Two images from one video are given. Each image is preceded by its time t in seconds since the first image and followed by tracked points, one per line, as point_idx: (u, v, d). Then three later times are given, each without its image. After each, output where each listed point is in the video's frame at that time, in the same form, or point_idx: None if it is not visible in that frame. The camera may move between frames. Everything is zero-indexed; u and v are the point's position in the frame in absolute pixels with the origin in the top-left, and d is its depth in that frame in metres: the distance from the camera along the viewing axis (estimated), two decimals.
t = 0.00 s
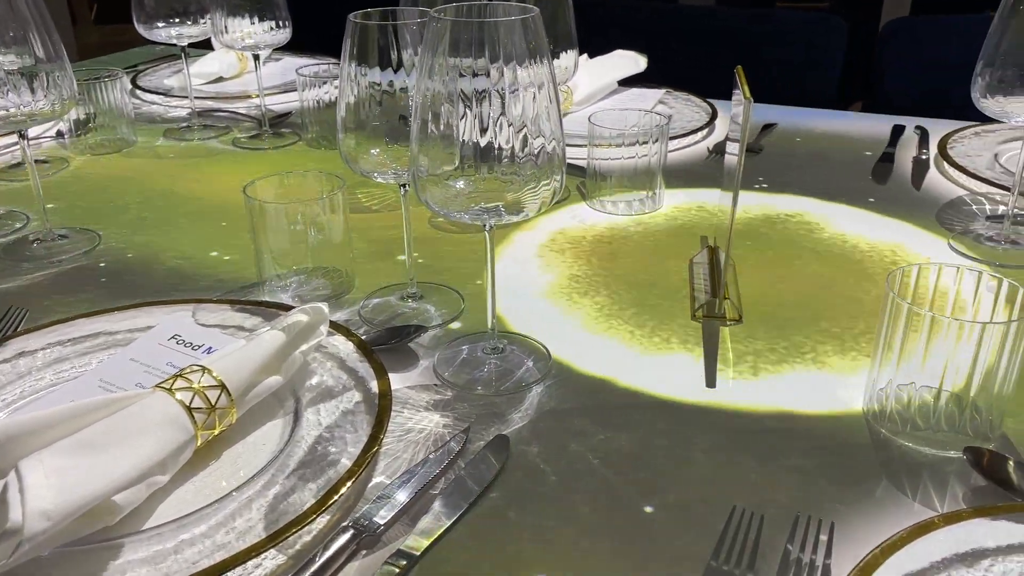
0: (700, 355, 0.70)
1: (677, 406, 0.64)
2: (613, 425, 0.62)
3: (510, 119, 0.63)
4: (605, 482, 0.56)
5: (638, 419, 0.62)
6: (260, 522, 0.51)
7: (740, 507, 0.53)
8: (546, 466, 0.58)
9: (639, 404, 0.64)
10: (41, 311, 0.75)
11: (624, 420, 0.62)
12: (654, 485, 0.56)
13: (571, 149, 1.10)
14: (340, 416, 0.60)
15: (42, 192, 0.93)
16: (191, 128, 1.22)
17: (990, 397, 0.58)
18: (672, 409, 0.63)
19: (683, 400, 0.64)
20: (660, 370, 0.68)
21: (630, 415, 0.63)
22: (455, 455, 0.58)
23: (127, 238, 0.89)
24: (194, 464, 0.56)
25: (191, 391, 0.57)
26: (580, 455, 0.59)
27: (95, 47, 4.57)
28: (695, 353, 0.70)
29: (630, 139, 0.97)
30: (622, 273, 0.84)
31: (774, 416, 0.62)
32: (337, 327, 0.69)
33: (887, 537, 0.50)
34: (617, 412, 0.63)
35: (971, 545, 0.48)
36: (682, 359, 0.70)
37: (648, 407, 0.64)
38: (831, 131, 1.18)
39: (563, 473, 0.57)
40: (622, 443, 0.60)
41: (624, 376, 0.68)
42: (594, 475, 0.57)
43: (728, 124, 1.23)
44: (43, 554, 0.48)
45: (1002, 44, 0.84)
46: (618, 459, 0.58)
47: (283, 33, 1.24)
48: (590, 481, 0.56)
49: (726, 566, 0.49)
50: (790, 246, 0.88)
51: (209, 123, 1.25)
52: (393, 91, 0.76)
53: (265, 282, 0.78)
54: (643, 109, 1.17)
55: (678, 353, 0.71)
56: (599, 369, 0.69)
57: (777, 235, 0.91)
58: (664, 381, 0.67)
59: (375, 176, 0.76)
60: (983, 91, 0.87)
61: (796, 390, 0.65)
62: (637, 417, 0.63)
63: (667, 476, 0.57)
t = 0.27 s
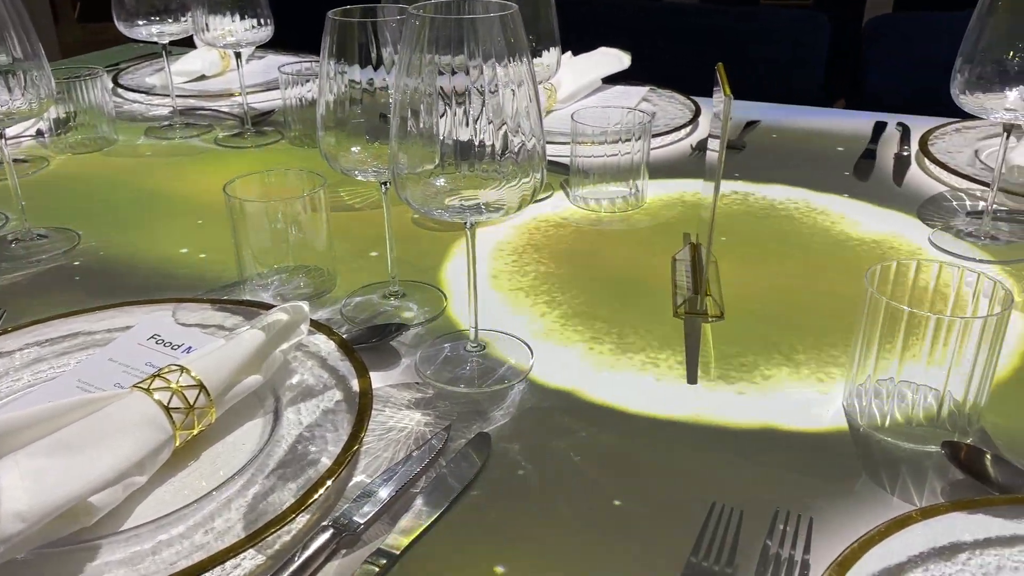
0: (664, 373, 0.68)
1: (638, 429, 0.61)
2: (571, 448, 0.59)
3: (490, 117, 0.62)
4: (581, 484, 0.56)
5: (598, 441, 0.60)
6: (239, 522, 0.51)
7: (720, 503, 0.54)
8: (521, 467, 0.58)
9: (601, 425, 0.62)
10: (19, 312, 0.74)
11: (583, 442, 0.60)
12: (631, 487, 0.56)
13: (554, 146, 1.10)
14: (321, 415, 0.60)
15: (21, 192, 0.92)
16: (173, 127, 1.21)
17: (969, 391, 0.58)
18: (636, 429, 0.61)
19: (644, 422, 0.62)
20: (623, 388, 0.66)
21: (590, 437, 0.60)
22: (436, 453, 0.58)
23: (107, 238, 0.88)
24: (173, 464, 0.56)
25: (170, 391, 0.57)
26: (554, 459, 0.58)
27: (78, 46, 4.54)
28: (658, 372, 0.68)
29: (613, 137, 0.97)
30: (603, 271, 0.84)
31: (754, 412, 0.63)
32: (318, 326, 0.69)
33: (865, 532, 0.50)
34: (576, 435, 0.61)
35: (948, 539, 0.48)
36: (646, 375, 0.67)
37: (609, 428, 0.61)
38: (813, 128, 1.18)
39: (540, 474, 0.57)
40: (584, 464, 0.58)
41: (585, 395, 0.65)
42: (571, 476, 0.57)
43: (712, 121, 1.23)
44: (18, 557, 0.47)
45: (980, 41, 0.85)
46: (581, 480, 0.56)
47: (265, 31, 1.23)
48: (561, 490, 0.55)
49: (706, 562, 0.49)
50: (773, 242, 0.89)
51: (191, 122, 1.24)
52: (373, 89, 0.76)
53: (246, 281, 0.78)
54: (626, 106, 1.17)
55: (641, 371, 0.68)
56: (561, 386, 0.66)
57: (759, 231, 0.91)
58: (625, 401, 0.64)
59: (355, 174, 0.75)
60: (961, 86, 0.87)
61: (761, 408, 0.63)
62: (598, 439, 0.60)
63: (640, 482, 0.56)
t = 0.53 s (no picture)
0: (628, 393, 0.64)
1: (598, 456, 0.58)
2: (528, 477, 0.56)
3: (468, 114, 0.62)
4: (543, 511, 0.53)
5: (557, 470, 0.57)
6: (215, 523, 0.51)
7: (700, 499, 0.54)
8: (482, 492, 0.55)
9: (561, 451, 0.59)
10: None
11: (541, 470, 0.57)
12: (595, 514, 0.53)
13: (536, 143, 1.10)
14: (299, 414, 0.59)
15: None
16: (153, 125, 1.20)
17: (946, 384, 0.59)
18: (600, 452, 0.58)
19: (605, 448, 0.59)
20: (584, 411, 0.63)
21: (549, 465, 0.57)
22: (415, 451, 0.57)
23: (85, 237, 0.88)
24: (149, 465, 0.55)
25: (145, 391, 0.56)
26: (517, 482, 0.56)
27: (59, 44, 4.49)
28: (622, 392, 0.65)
29: (594, 134, 0.97)
30: (585, 265, 0.84)
31: (734, 407, 0.63)
32: (297, 324, 0.68)
33: (843, 526, 0.50)
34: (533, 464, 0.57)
35: (925, 532, 0.48)
36: (611, 392, 0.65)
37: (570, 453, 0.58)
38: (795, 124, 1.19)
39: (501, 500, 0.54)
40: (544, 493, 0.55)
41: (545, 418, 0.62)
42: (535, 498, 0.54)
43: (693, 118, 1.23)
44: None
45: (958, 37, 0.85)
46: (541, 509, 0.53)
47: (245, 27, 1.23)
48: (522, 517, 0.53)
49: (685, 558, 0.49)
50: (754, 237, 0.88)
51: (171, 120, 1.23)
52: (351, 87, 0.75)
53: (225, 280, 0.77)
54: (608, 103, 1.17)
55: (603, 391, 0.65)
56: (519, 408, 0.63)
57: (740, 227, 0.91)
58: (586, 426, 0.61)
59: (334, 171, 0.75)
60: (940, 83, 0.88)
61: (728, 430, 0.60)
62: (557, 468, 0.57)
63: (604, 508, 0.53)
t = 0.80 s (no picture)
0: (595, 415, 0.62)
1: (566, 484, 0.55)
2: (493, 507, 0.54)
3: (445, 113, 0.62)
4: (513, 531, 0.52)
5: (523, 498, 0.54)
6: (192, 524, 0.50)
7: (677, 495, 0.54)
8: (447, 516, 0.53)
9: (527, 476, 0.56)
10: None
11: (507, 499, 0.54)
12: (565, 535, 0.51)
13: (517, 141, 1.10)
14: (277, 414, 0.59)
15: None
16: (131, 124, 1.19)
17: (922, 378, 0.59)
18: (568, 476, 0.56)
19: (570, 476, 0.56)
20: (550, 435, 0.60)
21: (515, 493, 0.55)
22: (394, 450, 0.57)
23: (61, 237, 0.87)
24: (125, 466, 0.55)
25: (120, 392, 0.56)
26: (486, 499, 0.54)
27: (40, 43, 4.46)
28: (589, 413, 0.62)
29: (574, 132, 0.97)
30: (564, 264, 0.84)
31: (712, 403, 0.63)
32: (276, 323, 0.68)
33: (819, 521, 0.50)
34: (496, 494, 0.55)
35: (900, 525, 0.49)
36: (579, 411, 0.62)
37: (538, 478, 0.56)
38: (775, 121, 1.19)
39: (469, 522, 0.53)
40: (510, 521, 0.53)
41: (508, 443, 0.59)
42: (504, 519, 0.53)
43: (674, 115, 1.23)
44: None
45: (934, 35, 0.86)
46: (509, 536, 0.51)
47: (223, 26, 1.22)
48: (492, 539, 0.51)
49: (662, 554, 0.49)
50: (733, 235, 0.89)
51: (150, 119, 1.22)
52: (329, 85, 0.75)
53: (203, 280, 0.77)
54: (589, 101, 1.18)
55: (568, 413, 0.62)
56: (482, 431, 0.60)
57: (721, 224, 0.91)
58: (551, 452, 0.58)
59: (312, 169, 0.75)
60: (916, 79, 0.88)
61: (698, 453, 0.58)
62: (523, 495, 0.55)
63: (575, 529, 0.52)
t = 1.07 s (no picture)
0: (568, 430, 0.60)
1: (538, 500, 0.54)
2: (464, 523, 0.52)
3: (423, 113, 0.62)
4: (489, 543, 0.51)
5: (497, 513, 0.53)
6: (170, 526, 0.50)
7: (658, 492, 0.54)
8: (419, 531, 0.52)
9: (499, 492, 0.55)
10: None
11: (478, 516, 0.53)
12: (542, 546, 0.50)
13: (500, 140, 1.10)
14: (257, 415, 0.59)
15: None
16: (110, 124, 1.18)
17: (901, 374, 0.60)
18: (542, 490, 0.55)
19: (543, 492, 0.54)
20: (520, 452, 0.58)
21: (488, 508, 0.53)
22: (375, 450, 0.57)
23: (39, 237, 0.86)
24: (102, 469, 0.55)
25: (96, 394, 0.55)
26: (461, 508, 0.53)
27: (20, 42, 4.42)
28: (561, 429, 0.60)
29: (557, 130, 0.97)
30: (545, 263, 0.84)
31: (693, 400, 0.63)
32: (255, 324, 0.68)
33: (799, 516, 0.50)
34: (467, 512, 0.53)
35: (880, 521, 0.49)
36: (553, 434, 0.60)
37: (511, 491, 0.55)
38: (757, 118, 1.20)
39: (443, 533, 0.51)
40: (483, 538, 0.51)
41: (477, 461, 0.57)
42: (478, 532, 0.51)
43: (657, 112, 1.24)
44: None
45: (912, 32, 0.86)
46: (483, 549, 0.50)
47: (203, 25, 1.21)
48: (468, 550, 0.50)
49: (643, 552, 0.49)
50: (714, 233, 0.89)
51: (130, 118, 1.21)
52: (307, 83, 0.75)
53: (183, 280, 0.76)
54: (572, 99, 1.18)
55: (539, 429, 0.60)
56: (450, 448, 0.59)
57: (703, 222, 0.91)
58: (521, 470, 0.56)
59: (293, 170, 0.75)
60: (896, 76, 0.89)
61: (679, 480, 0.55)
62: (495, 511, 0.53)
63: (553, 535, 0.51)
